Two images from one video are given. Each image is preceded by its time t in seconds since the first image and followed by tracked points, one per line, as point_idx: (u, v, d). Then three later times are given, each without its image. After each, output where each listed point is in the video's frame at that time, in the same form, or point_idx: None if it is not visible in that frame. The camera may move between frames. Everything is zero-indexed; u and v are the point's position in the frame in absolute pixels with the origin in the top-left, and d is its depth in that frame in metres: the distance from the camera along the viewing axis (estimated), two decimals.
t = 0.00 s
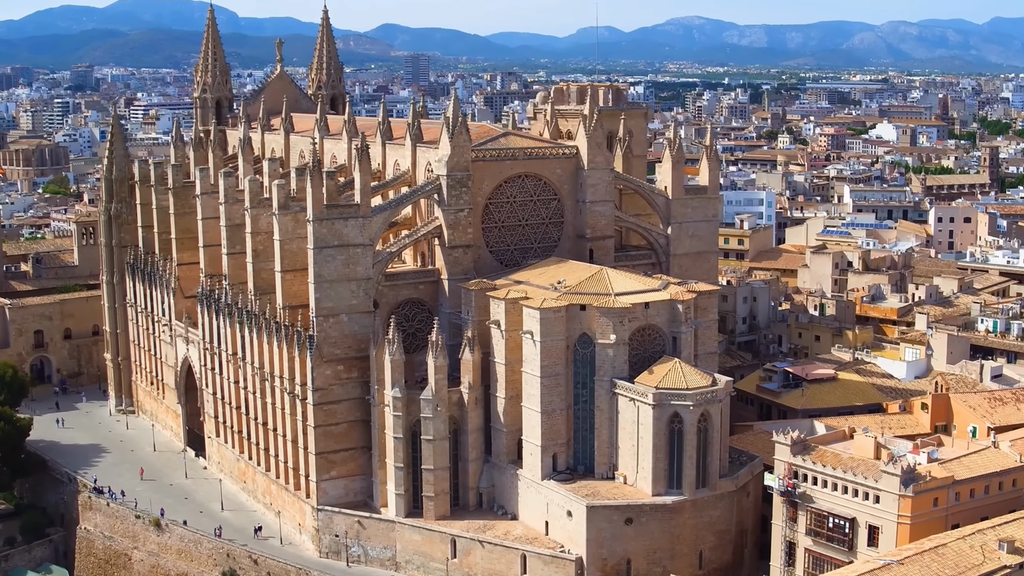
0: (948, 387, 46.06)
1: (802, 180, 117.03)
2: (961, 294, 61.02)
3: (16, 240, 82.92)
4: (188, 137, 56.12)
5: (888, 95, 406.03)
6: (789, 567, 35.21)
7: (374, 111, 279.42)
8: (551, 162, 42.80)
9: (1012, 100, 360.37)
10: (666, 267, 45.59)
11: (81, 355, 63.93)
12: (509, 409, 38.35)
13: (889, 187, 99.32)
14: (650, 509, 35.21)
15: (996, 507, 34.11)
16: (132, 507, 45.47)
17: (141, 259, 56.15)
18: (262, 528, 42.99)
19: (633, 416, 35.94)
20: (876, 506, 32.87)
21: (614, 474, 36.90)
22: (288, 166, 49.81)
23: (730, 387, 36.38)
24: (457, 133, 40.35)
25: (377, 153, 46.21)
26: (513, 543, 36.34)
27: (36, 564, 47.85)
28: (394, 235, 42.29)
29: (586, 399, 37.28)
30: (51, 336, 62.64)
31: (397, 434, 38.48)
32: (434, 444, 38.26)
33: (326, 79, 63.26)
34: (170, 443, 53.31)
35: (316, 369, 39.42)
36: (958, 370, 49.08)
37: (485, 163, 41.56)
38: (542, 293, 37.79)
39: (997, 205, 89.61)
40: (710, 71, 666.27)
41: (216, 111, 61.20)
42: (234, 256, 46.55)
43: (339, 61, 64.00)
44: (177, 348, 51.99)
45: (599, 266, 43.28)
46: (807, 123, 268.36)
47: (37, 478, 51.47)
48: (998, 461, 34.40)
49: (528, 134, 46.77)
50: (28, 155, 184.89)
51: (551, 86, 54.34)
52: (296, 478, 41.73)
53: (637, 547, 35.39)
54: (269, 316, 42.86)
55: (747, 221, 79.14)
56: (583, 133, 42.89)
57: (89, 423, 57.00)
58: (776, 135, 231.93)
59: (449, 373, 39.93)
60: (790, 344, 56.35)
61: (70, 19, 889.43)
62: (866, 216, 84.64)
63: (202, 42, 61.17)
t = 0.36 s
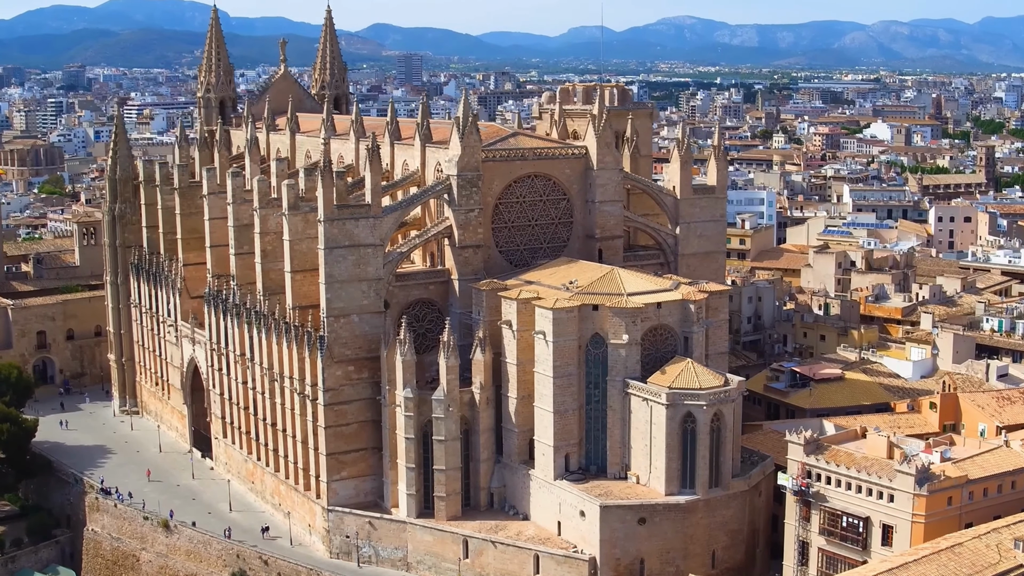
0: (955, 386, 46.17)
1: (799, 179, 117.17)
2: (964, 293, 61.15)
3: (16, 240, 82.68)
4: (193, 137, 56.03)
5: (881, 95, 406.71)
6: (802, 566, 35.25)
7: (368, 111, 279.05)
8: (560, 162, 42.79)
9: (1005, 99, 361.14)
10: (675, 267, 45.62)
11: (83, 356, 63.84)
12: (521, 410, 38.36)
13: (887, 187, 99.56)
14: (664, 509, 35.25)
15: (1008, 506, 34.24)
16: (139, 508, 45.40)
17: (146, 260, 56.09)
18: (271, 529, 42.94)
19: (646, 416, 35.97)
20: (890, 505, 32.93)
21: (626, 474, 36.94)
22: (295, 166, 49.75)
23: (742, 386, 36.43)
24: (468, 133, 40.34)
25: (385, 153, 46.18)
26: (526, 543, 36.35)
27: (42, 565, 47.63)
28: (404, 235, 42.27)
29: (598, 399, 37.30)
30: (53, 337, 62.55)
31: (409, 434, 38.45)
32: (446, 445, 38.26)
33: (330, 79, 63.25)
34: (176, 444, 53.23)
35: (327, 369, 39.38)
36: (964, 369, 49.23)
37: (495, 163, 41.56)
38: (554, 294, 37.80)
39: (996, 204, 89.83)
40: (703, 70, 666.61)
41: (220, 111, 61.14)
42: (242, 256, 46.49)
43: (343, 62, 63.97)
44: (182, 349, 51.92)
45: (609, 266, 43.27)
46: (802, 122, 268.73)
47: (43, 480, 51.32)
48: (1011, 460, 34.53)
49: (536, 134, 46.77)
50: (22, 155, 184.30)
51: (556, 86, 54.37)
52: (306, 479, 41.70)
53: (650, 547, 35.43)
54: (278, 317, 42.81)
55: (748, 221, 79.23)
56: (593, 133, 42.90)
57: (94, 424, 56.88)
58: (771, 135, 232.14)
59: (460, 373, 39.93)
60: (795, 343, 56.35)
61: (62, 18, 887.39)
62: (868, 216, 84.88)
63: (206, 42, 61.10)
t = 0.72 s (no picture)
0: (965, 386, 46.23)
1: (798, 178, 117.30)
2: (969, 293, 61.26)
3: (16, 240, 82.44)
4: (200, 137, 55.93)
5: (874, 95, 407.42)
6: (818, 566, 35.27)
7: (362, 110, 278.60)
8: (572, 162, 42.77)
9: (999, 99, 361.97)
10: (685, 267, 45.64)
11: (87, 357, 63.71)
12: (535, 410, 38.33)
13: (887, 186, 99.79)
14: (680, 509, 35.25)
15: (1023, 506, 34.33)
16: (149, 509, 45.29)
17: (152, 260, 55.99)
18: (282, 530, 42.86)
19: (662, 416, 35.97)
20: (907, 504, 32.96)
21: (641, 474, 36.94)
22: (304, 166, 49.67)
23: (757, 386, 36.46)
24: (481, 133, 40.33)
25: (395, 153, 46.13)
26: (542, 544, 36.33)
27: (50, 567, 47.43)
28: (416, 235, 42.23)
29: (613, 399, 37.29)
30: (58, 338, 62.40)
31: (423, 435, 38.42)
32: (460, 445, 38.23)
33: (335, 79, 63.24)
34: (183, 445, 53.12)
35: (340, 370, 39.32)
36: (972, 369, 49.32)
37: (507, 163, 41.53)
38: (569, 294, 37.81)
39: (997, 204, 90.21)
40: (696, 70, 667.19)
41: (225, 111, 61.09)
42: (251, 257, 46.41)
43: (348, 61, 63.96)
44: (190, 349, 51.82)
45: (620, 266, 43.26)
46: (796, 122, 269.02)
47: (51, 481, 51.09)
48: None
49: (546, 134, 46.75)
50: (17, 154, 183.67)
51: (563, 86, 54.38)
52: (318, 479, 41.64)
53: (666, 547, 35.45)
54: (289, 317, 42.73)
55: (750, 220, 79.48)
56: (604, 133, 42.90)
57: (99, 425, 56.73)
58: (766, 135, 232.38)
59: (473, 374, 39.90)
60: (803, 343, 56.39)
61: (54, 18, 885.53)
62: (870, 215, 85.33)
63: (211, 42, 61.00)
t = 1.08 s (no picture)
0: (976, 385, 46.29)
1: (797, 178, 117.46)
2: (975, 292, 61.38)
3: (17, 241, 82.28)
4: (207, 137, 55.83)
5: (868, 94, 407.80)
6: (834, 565, 35.29)
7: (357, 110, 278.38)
8: (584, 162, 42.76)
9: (993, 99, 362.54)
10: (696, 267, 45.67)
11: (92, 358, 63.58)
12: (550, 410, 38.33)
13: (887, 186, 99.96)
14: (696, 508, 35.28)
15: None
16: (160, 510, 45.18)
17: (159, 260, 55.89)
18: (294, 530, 42.80)
19: (678, 415, 35.99)
20: (924, 503, 32.98)
21: (656, 474, 36.96)
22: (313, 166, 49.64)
23: (772, 386, 36.49)
24: (494, 133, 40.32)
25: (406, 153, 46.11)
26: (557, 544, 36.31)
27: (59, 568, 47.20)
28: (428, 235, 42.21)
29: (628, 399, 37.30)
30: (62, 338, 62.27)
31: (437, 435, 38.39)
32: (474, 445, 38.22)
33: (340, 79, 63.26)
34: (191, 445, 53.03)
35: (354, 370, 39.26)
36: (980, 368, 49.42)
37: (519, 163, 41.52)
38: (584, 294, 37.81)
39: (998, 203, 90.39)
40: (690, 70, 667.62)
41: (231, 111, 61.05)
42: (261, 257, 46.35)
43: (353, 61, 63.94)
44: (198, 350, 51.74)
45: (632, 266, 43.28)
46: (791, 121, 269.31)
47: (59, 482, 50.85)
48: None
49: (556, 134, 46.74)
50: (12, 155, 183.23)
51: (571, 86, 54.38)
52: (330, 480, 41.58)
53: (682, 547, 35.46)
54: (301, 317, 42.66)
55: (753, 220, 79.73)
56: (616, 133, 42.90)
57: (106, 426, 56.59)
58: (762, 134, 232.60)
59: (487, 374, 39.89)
60: (810, 342, 56.46)
61: (46, 18, 883.92)
62: (873, 215, 85.36)
63: (217, 42, 60.90)
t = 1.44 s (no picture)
0: (984, 384, 46.40)
1: (795, 178, 117.59)
2: (978, 292, 61.51)
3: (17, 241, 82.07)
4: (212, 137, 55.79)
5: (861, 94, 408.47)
6: (848, 565, 35.29)
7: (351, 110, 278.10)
8: (593, 162, 42.76)
9: (987, 99, 363.04)
10: (705, 267, 45.70)
11: (95, 358, 63.44)
12: (562, 410, 38.33)
13: (887, 186, 100.16)
14: (710, 508, 35.28)
15: None
16: (168, 511, 45.06)
17: (165, 260, 55.78)
18: (304, 531, 42.72)
19: (691, 416, 35.99)
20: (938, 503, 32.98)
21: (669, 474, 36.97)
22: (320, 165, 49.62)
23: (785, 385, 36.52)
24: (505, 133, 40.31)
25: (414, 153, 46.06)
26: (571, 544, 36.29)
27: (67, 570, 47.07)
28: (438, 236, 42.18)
29: (641, 399, 37.32)
30: (66, 339, 62.11)
31: (449, 436, 38.37)
32: (487, 446, 38.21)
33: (344, 79, 63.35)
34: (197, 446, 52.94)
35: (365, 371, 39.20)
36: (987, 367, 49.56)
37: (530, 163, 41.51)
38: (596, 294, 37.82)
39: (998, 203, 90.63)
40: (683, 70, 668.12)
41: (235, 111, 61.06)
42: (270, 258, 46.27)
43: (357, 61, 63.98)
44: (205, 350, 51.64)
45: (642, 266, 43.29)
46: (786, 121, 269.55)
47: (65, 483, 50.70)
48: None
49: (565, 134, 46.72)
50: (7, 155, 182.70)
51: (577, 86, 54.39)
52: (341, 480, 41.52)
53: (696, 547, 35.46)
54: (311, 317, 42.59)
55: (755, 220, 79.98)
56: (626, 133, 42.90)
57: (110, 426, 56.48)
58: (757, 134, 232.74)
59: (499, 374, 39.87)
60: (815, 342, 56.49)
61: (39, 18, 882.23)
62: (875, 215, 85.47)
63: (221, 42, 60.81)
